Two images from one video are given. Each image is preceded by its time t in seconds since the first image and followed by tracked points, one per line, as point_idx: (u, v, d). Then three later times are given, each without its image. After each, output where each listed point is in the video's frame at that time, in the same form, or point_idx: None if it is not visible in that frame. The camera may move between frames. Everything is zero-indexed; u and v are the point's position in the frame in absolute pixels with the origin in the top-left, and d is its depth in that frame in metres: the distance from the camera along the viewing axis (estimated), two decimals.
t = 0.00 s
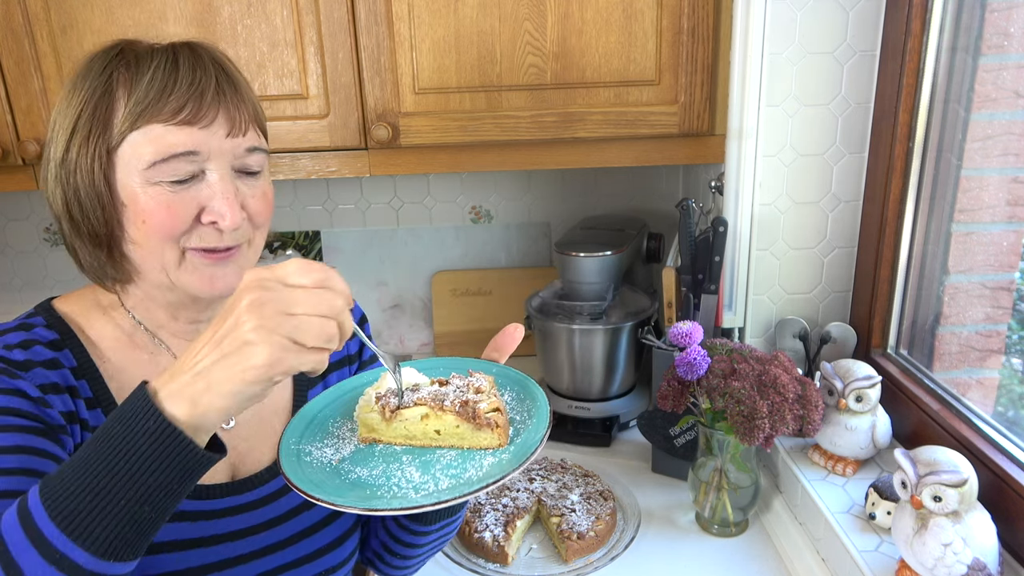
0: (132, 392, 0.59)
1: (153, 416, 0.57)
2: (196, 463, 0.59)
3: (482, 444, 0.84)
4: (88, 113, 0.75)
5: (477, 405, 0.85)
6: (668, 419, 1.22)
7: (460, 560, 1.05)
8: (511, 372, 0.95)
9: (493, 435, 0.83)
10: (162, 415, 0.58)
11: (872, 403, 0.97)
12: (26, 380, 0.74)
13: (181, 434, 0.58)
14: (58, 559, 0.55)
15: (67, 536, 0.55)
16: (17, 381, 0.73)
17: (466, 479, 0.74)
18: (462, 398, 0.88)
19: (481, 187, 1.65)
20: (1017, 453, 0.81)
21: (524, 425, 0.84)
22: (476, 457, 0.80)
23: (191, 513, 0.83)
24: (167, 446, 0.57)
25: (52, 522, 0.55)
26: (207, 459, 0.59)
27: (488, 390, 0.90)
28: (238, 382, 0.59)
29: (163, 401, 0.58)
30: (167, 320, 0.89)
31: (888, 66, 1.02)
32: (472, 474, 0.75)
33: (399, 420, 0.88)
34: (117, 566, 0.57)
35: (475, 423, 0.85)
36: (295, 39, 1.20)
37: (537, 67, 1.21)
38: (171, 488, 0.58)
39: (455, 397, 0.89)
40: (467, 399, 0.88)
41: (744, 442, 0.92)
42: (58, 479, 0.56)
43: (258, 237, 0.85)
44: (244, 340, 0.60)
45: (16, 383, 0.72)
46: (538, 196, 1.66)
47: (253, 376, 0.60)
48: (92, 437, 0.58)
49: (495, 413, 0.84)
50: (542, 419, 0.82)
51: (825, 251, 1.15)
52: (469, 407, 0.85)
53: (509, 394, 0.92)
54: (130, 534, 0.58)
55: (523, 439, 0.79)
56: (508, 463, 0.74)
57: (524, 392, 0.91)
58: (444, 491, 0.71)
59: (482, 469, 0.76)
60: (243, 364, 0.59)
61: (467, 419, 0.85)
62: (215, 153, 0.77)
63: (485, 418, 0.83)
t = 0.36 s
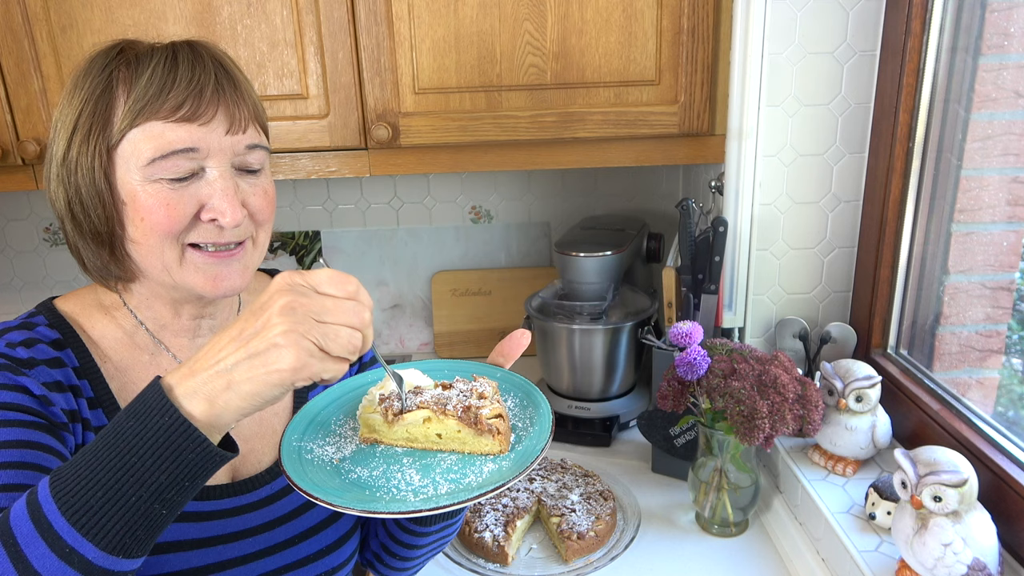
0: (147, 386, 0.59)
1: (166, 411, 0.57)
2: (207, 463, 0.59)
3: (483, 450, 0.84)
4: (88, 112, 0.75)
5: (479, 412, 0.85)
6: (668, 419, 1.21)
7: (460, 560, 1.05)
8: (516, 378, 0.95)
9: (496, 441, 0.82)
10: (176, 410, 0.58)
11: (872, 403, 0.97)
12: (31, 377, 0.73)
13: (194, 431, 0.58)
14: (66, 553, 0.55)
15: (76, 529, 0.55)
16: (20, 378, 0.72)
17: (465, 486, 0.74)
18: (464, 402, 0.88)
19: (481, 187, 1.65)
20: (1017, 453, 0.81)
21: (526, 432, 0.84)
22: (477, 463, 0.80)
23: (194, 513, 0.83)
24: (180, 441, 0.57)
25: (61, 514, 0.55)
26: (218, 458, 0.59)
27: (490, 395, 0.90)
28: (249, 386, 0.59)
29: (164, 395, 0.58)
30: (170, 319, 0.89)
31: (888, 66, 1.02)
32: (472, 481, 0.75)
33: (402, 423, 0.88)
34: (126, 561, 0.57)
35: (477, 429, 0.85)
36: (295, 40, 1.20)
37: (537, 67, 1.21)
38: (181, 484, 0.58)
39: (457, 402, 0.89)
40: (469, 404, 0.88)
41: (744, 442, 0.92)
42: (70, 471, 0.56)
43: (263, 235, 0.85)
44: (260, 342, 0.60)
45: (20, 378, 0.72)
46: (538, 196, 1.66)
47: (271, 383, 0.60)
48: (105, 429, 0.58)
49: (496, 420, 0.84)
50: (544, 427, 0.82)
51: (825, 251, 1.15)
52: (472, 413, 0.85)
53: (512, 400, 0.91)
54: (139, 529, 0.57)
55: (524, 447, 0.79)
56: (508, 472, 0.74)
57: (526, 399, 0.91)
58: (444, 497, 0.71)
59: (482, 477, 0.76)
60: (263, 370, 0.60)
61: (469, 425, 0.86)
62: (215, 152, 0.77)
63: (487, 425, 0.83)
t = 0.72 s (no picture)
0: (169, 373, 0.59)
1: (186, 400, 0.57)
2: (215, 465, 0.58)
3: (485, 456, 0.84)
4: (88, 112, 0.75)
5: (481, 417, 0.85)
6: (668, 419, 1.21)
7: (460, 560, 1.05)
8: (512, 380, 0.96)
9: (498, 446, 0.82)
10: (197, 400, 0.58)
11: (872, 403, 0.97)
12: (36, 373, 0.73)
13: (213, 422, 0.58)
14: (78, 539, 0.54)
15: (89, 514, 0.55)
16: (25, 373, 0.72)
17: (471, 493, 0.74)
18: (465, 409, 0.89)
19: (481, 187, 1.65)
20: (1017, 453, 0.81)
21: (525, 438, 0.84)
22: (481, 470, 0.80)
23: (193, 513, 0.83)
24: (198, 432, 0.57)
25: (76, 498, 0.54)
26: (235, 450, 0.59)
27: (491, 400, 0.91)
28: (258, 389, 0.59)
29: (173, 396, 0.57)
30: (171, 319, 0.89)
31: (888, 66, 1.02)
32: (477, 488, 0.76)
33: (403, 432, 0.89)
34: (135, 551, 0.57)
35: (479, 434, 0.85)
36: (295, 40, 1.20)
37: (537, 67, 1.20)
38: (197, 474, 0.58)
39: (458, 408, 0.90)
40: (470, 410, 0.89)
41: (744, 442, 0.92)
42: (87, 453, 0.56)
43: (259, 237, 0.84)
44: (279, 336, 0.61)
45: (25, 373, 0.72)
46: (538, 196, 1.66)
47: (292, 374, 0.60)
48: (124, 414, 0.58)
49: (497, 425, 0.84)
50: (546, 430, 0.83)
51: (825, 251, 1.15)
52: (473, 419, 0.86)
53: (512, 404, 0.92)
54: (152, 518, 0.57)
55: (525, 454, 0.80)
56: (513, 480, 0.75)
57: (526, 402, 0.91)
58: (450, 507, 0.71)
59: (488, 483, 0.76)
60: (283, 360, 0.60)
61: (470, 430, 0.86)
62: (214, 150, 0.77)
63: (489, 430, 0.83)
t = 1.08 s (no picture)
0: (167, 384, 0.57)
1: (182, 414, 0.55)
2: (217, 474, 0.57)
3: (487, 456, 0.84)
4: (84, 112, 0.75)
5: (481, 418, 0.85)
6: (668, 419, 1.21)
7: (460, 560, 1.05)
8: (510, 379, 0.96)
9: (500, 447, 0.83)
10: (193, 415, 0.56)
11: (872, 403, 0.97)
12: (36, 375, 0.73)
13: (209, 438, 0.56)
14: (74, 553, 0.54)
15: (85, 528, 0.55)
16: (26, 375, 0.71)
17: (477, 493, 0.75)
18: (465, 411, 0.88)
19: (481, 187, 1.65)
20: (1017, 453, 0.81)
21: (527, 437, 0.85)
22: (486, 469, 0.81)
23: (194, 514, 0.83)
24: (194, 447, 0.56)
25: (72, 512, 0.55)
26: (232, 465, 0.57)
27: (490, 401, 0.91)
28: (258, 406, 0.57)
29: (169, 408, 0.56)
30: (171, 320, 0.89)
31: (888, 66, 1.02)
32: (483, 488, 0.76)
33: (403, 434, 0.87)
34: (132, 564, 0.56)
35: (481, 435, 0.84)
36: (295, 40, 1.20)
37: (537, 67, 1.21)
38: (194, 489, 0.57)
39: (459, 410, 0.88)
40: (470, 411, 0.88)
41: (744, 442, 0.92)
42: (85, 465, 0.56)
43: (262, 237, 0.85)
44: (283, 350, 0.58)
45: (26, 375, 0.71)
46: (538, 196, 1.66)
47: (294, 394, 0.58)
48: (124, 425, 0.57)
49: (499, 425, 0.84)
50: (549, 430, 0.84)
51: (825, 251, 1.15)
52: (474, 420, 0.85)
53: (512, 402, 0.93)
54: (149, 531, 0.56)
55: (531, 453, 0.80)
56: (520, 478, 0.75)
57: (525, 400, 0.93)
58: (458, 506, 0.72)
59: (494, 482, 0.77)
60: (285, 379, 0.57)
61: (473, 431, 0.85)
62: (212, 151, 0.77)
63: (492, 431, 0.83)
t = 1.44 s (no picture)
0: (164, 401, 0.55)
1: (179, 434, 0.54)
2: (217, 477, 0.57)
3: (508, 454, 0.85)
4: (85, 113, 0.75)
5: (502, 416, 0.88)
6: (668, 419, 1.21)
7: (460, 560, 1.05)
8: (523, 379, 0.97)
9: (522, 444, 0.84)
10: (191, 436, 0.54)
11: (872, 403, 0.97)
12: (34, 379, 0.73)
13: (207, 461, 0.54)
14: None
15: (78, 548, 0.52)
16: (23, 379, 0.71)
17: (502, 491, 0.74)
18: (486, 409, 0.90)
19: (481, 187, 1.65)
20: (1017, 453, 0.81)
21: (546, 437, 0.84)
22: (509, 467, 0.80)
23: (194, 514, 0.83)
24: (191, 469, 0.54)
25: (64, 532, 0.52)
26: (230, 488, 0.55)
27: (507, 400, 0.93)
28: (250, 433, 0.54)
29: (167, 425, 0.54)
30: (172, 320, 0.89)
31: (888, 66, 1.01)
32: (507, 486, 0.76)
33: (424, 432, 0.88)
34: None
35: (503, 433, 0.86)
36: (295, 40, 1.20)
37: (537, 67, 1.21)
38: (190, 511, 0.55)
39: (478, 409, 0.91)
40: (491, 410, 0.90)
41: (744, 442, 0.92)
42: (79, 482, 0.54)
43: (258, 241, 0.85)
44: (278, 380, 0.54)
45: (24, 379, 0.71)
46: (538, 196, 1.66)
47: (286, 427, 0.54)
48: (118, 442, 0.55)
49: (520, 424, 0.86)
50: (568, 427, 0.84)
51: (825, 251, 1.15)
52: (497, 419, 0.87)
53: (525, 401, 0.93)
54: (142, 554, 0.54)
55: (553, 451, 0.80)
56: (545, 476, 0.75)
57: (540, 399, 0.93)
58: (486, 504, 0.71)
59: (517, 480, 0.76)
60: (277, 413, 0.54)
61: (495, 429, 0.87)
62: (211, 154, 0.77)
63: (512, 429, 0.85)
